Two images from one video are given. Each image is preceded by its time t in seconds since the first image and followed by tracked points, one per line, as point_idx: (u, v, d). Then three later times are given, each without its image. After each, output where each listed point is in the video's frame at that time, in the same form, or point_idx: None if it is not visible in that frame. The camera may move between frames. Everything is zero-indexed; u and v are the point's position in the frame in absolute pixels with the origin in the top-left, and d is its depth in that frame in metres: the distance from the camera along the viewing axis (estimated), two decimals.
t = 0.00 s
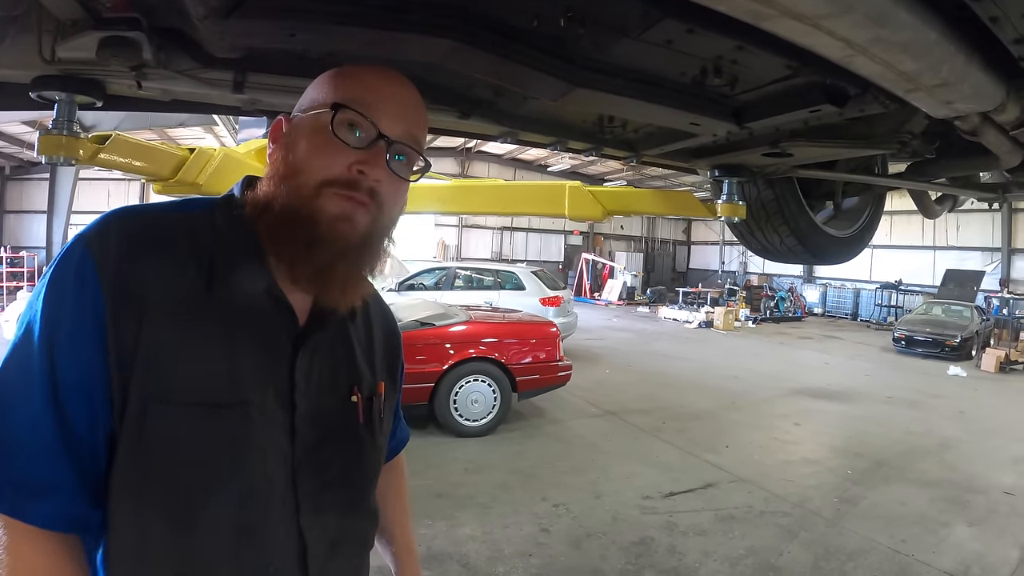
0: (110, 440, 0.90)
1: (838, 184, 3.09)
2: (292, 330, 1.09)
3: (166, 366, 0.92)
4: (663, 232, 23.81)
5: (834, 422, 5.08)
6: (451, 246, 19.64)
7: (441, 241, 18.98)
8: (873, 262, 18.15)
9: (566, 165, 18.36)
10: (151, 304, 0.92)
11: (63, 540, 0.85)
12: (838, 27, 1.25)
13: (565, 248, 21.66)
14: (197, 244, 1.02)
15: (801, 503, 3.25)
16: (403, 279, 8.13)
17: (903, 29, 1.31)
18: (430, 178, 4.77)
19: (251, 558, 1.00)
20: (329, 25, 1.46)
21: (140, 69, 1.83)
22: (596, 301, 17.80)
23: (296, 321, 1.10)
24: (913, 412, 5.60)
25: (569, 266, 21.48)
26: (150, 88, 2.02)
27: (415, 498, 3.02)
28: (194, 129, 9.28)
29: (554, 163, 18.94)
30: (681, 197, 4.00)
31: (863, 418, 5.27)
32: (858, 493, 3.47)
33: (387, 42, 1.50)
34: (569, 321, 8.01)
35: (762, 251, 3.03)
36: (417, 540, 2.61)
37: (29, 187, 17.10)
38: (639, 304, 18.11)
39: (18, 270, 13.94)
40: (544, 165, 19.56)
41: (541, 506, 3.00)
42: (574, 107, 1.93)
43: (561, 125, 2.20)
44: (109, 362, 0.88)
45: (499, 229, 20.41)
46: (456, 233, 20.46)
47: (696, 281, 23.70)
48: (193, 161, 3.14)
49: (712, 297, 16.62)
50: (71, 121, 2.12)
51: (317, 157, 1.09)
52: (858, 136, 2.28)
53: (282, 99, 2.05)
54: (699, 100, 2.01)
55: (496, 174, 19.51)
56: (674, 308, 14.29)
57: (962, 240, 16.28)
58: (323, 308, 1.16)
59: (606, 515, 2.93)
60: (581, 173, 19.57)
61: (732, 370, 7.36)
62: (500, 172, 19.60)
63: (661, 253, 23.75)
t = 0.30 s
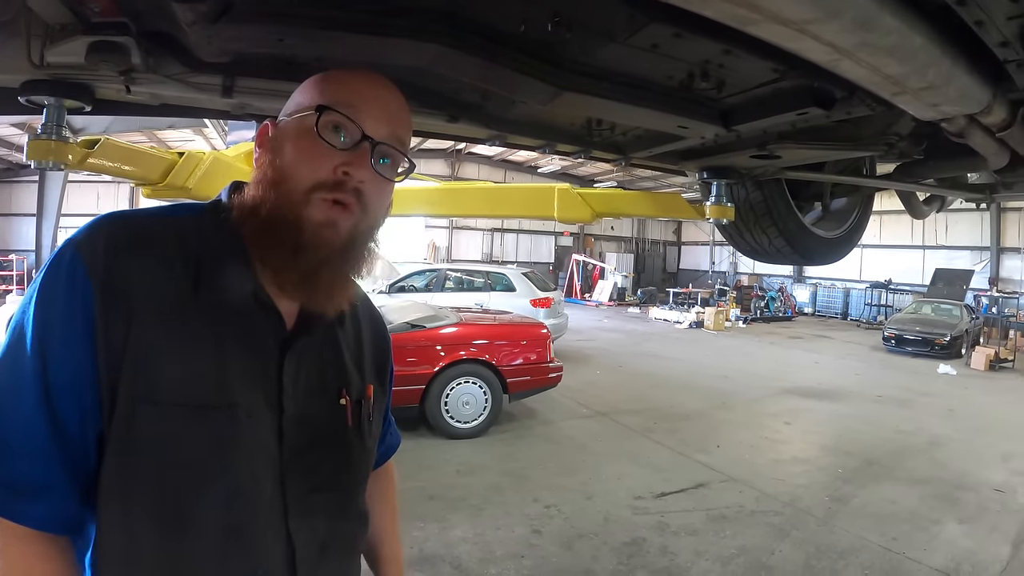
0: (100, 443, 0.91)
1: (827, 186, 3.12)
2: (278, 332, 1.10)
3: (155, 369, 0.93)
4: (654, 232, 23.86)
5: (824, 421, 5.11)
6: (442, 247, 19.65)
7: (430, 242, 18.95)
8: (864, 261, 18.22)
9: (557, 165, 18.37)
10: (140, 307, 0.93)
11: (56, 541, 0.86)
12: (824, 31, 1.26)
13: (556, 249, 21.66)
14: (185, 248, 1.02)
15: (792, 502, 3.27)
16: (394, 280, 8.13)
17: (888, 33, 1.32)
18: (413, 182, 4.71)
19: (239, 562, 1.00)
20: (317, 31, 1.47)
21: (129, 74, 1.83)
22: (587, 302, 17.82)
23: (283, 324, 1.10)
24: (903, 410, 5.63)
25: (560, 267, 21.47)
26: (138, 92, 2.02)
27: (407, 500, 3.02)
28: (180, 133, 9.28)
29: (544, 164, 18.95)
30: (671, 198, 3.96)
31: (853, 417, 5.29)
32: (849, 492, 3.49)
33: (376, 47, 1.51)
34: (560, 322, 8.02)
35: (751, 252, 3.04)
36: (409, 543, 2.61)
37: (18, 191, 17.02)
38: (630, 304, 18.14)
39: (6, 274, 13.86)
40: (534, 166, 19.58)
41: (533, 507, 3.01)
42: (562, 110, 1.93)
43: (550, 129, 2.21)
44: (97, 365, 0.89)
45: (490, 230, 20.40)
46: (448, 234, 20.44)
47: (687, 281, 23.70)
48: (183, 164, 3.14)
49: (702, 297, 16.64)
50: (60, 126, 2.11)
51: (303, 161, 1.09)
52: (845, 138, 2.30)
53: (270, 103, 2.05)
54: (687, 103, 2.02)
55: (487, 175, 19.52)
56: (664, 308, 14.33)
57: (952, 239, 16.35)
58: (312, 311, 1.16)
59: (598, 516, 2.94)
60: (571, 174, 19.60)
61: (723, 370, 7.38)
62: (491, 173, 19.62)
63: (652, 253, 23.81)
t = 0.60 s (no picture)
0: (92, 448, 0.92)
1: (818, 190, 3.14)
2: (272, 336, 1.10)
3: (147, 375, 0.93)
4: (646, 234, 23.90)
5: (816, 422, 5.12)
6: (434, 248, 19.61)
7: (422, 244, 18.94)
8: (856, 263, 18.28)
9: (550, 168, 18.37)
10: (133, 313, 0.93)
11: (48, 547, 0.87)
12: (813, 39, 1.27)
13: (549, 250, 21.68)
14: (179, 256, 1.02)
15: (785, 504, 3.29)
16: (386, 283, 8.13)
17: (878, 41, 1.33)
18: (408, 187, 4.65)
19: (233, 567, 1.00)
20: (310, 36, 1.48)
21: (123, 78, 1.83)
22: (580, 304, 17.83)
23: (277, 329, 1.10)
24: (896, 412, 5.65)
25: (552, 268, 21.49)
26: (132, 97, 2.03)
27: (401, 503, 3.02)
28: (167, 137, 9.26)
29: (538, 166, 18.96)
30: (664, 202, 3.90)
31: (845, 418, 5.32)
32: (842, 493, 3.50)
33: (369, 53, 1.51)
34: (553, 323, 8.04)
35: (743, 256, 3.05)
36: (403, 545, 2.62)
37: (9, 192, 16.96)
38: (623, 306, 18.16)
39: None
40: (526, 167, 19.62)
41: (526, 510, 3.02)
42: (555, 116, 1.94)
43: (542, 133, 2.22)
44: (90, 372, 0.89)
45: (482, 232, 20.40)
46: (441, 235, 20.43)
47: (679, 282, 23.75)
48: (176, 168, 3.14)
49: (695, 298, 16.66)
50: (54, 129, 2.12)
51: (298, 164, 1.10)
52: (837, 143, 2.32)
53: (262, 107, 2.06)
54: (680, 109, 2.03)
55: (479, 177, 19.54)
56: (657, 310, 14.35)
57: (944, 241, 16.39)
58: (306, 315, 1.16)
59: (591, 518, 2.94)
60: (563, 175, 19.64)
61: (715, 372, 7.40)
62: (483, 174, 19.63)
63: (645, 254, 23.81)
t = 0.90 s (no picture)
0: (72, 449, 0.90)
1: (805, 186, 3.15)
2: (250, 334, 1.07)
3: (126, 373, 0.91)
4: (633, 232, 23.94)
5: (804, 418, 5.14)
6: (422, 247, 19.54)
7: (409, 242, 18.87)
8: (843, 260, 18.38)
9: (538, 165, 18.34)
10: (111, 309, 0.92)
11: (31, 549, 0.86)
12: (798, 31, 1.27)
13: (537, 249, 21.68)
14: (157, 251, 1.00)
15: (774, 499, 3.30)
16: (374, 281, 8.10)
17: (864, 33, 1.33)
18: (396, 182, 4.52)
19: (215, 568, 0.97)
20: (292, 29, 1.47)
21: (103, 73, 1.81)
22: (568, 302, 17.85)
23: (259, 326, 1.08)
24: (883, 407, 5.68)
25: (540, 267, 21.48)
26: (113, 92, 2.01)
27: (388, 502, 3.01)
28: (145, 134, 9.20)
29: (526, 164, 18.94)
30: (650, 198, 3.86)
31: (832, 414, 5.34)
32: (830, 488, 3.52)
33: (351, 47, 1.51)
34: (540, 321, 8.04)
35: (730, 252, 3.05)
36: (391, 544, 2.60)
37: None
38: (611, 304, 18.20)
39: None
40: (513, 165, 19.61)
41: (515, 507, 3.01)
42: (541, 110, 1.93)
43: (527, 128, 2.21)
44: (69, 370, 0.88)
45: (470, 230, 20.35)
46: (430, 234, 20.37)
47: (667, 280, 23.81)
48: (158, 164, 3.09)
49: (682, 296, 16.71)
50: (34, 125, 2.10)
51: (274, 162, 1.07)
52: (823, 138, 2.32)
53: (244, 103, 2.04)
54: (665, 103, 2.03)
55: (467, 175, 19.52)
56: (645, 308, 14.38)
57: (931, 238, 16.45)
58: (285, 314, 1.14)
59: (580, 515, 2.94)
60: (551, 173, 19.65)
61: (704, 369, 7.41)
62: (471, 173, 19.60)
63: (634, 253, 23.84)
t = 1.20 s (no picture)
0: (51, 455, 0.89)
1: (782, 187, 3.18)
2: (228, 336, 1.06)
3: (103, 378, 0.90)
4: (614, 233, 24.02)
5: (784, 417, 5.19)
6: (403, 248, 19.44)
7: (390, 243, 18.81)
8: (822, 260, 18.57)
9: (519, 164, 18.31)
10: (88, 314, 0.91)
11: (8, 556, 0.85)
12: (774, 35, 1.28)
13: (516, 250, 21.69)
14: (133, 255, 0.99)
15: (754, 498, 3.32)
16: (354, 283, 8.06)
17: (839, 36, 1.33)
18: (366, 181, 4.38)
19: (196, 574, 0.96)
20: (267, 32, 1.46)
21: (77, 75, 1.79)
22: (549, 302, 17.90)
23: (235, 329, 1.07)
24: (862, 405, 5.75)
25: (520, 268, 21.49)
26: (86, 94, 2.00)
27: (369, 505, 3.00)
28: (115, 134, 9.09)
29: (507, 164, 18.96)
30: (630, 198, 3.80)
31: (811, 412, 5.40)
32: (810, 486, 3.55)
33: (327, 49, 1.50)
34: (521, 322, 8.06)
35: (708, 253, 3.07)
36: (372, 547, 2.59)
37: None
38: (591, 304, 18.28)
39: None
40: (493, 166, 19.64)
41: (496, 509, 3.01)
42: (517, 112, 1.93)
43: (505, 130, 2.22)
44: (45, 375, 0.87)
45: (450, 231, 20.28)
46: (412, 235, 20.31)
47: (648, 280, 23.94)
48: (134, 167, 3.08)
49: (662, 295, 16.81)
50: (9, 128, 2.06)
51: (250, 160, 1.07)
52: (800, 140, 2.35)
53: (219, 105, 2.03)
54: (641, 105, 2.04)
55: (447, 176, 19.52)
56: (626, 308, 14.45)
57: (909, 237, 16.60)
58: (261, 314, 1.13)
59: (562, 516, 2.95)
60: (531, 174, 19.72)
61: (684, 369, 7.47)
62: (452, 173, 19.60)
63: (616, 253, 23.93)
